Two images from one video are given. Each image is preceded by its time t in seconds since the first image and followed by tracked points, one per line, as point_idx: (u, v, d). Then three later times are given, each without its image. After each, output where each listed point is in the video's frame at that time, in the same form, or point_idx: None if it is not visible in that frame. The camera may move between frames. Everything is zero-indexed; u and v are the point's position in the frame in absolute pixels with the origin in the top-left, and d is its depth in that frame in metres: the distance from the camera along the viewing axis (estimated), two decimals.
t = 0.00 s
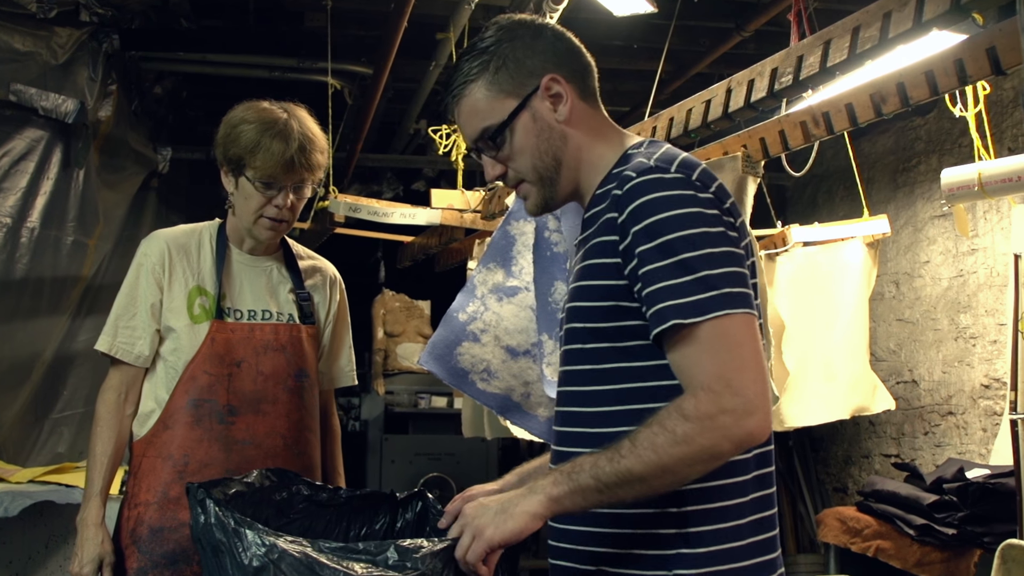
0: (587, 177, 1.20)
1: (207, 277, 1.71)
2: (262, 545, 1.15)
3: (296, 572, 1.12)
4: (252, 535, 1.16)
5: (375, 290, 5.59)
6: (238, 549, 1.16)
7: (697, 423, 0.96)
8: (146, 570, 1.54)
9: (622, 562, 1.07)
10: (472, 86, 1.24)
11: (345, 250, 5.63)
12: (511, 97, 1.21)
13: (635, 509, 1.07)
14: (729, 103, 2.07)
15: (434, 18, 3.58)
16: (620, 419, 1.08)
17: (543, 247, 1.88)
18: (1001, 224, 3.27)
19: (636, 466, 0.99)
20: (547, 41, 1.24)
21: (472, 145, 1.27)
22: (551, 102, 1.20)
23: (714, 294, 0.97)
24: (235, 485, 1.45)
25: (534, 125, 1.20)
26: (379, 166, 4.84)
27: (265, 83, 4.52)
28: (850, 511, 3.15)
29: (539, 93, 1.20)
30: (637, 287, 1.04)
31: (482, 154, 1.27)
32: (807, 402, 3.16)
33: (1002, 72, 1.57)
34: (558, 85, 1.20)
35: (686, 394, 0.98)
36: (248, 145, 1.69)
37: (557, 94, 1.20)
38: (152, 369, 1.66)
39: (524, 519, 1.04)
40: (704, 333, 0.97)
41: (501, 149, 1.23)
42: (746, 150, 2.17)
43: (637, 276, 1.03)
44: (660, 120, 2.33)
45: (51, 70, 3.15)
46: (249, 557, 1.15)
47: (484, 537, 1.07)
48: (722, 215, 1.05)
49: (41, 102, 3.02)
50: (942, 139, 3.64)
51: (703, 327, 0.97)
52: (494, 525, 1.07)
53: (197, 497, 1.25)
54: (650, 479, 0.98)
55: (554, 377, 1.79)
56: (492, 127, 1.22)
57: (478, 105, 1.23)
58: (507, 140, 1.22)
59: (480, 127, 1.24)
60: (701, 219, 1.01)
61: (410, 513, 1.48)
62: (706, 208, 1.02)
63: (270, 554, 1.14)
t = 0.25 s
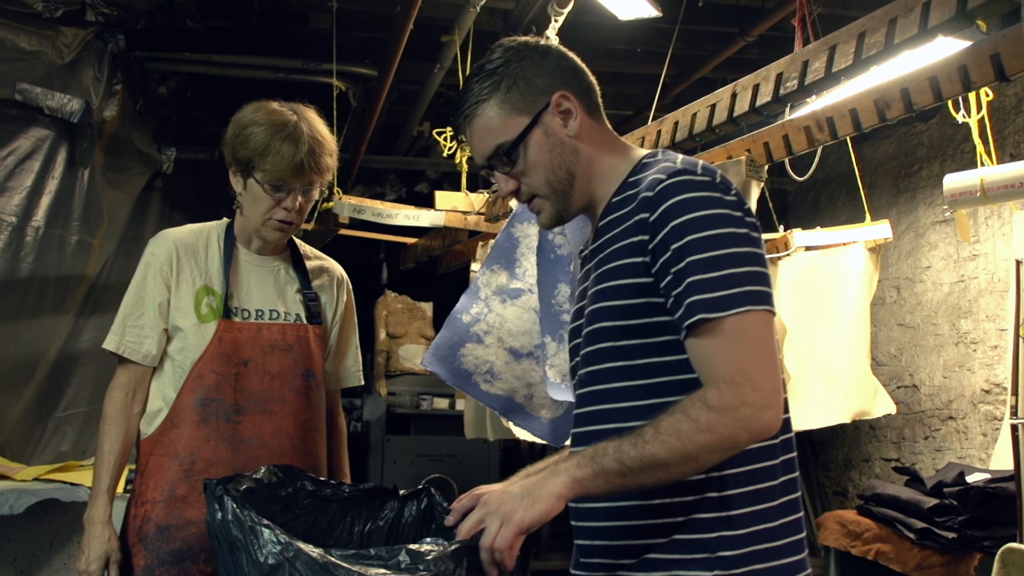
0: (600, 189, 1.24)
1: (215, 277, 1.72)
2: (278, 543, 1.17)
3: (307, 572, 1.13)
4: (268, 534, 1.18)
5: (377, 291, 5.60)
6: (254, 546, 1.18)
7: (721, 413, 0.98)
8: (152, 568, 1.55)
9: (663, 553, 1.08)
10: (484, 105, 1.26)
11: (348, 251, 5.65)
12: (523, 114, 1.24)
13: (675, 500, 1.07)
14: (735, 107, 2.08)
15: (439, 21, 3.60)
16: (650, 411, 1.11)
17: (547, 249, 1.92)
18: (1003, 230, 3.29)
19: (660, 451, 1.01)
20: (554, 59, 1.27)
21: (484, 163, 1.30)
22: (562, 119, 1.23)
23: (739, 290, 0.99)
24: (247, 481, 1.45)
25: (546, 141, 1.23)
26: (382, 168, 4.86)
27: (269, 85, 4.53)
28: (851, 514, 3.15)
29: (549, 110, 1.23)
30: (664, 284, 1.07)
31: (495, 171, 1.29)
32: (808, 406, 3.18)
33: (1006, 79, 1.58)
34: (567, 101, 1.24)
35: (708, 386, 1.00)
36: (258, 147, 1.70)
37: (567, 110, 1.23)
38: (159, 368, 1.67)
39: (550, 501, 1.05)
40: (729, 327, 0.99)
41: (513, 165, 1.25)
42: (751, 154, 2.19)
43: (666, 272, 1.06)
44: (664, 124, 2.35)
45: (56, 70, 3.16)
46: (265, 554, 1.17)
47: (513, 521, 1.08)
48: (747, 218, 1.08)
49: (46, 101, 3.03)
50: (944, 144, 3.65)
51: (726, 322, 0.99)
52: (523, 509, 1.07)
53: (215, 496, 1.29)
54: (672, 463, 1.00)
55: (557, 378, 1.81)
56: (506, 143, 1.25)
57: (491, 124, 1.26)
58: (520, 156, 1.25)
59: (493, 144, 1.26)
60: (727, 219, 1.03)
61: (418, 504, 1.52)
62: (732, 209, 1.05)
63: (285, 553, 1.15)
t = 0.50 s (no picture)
0: (623, 184, 1.28)
1: (222, 277, 1.74)
2: (285, 544, 1.18)
3: (315, 573, 1.14)
4: (274, 533, 1.19)
5: (380, 292, 5.62)
6: (262, 549, 1.19)
7: (735, 425, 1.02)
8: (159, 567, 1.57)
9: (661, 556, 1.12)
10: (520, 90, 1.31)
11: (351, 251, 5.67)
12: (557, 104, 1.28)
13: (679, 506, 1.12)
14: (738, 112, 2.10)
15: (444, 23, 3.61)
16: (659, 418, 1.15)
17: (550, 252, 1.94)
18: (1005, 235, 3.30)
19: (673, 461, 1.04)
20: (595, 54, 1.32)
21: (513, 146, 1.34)
22: (595, 112, 1.27)
23: (760, 305, 1.04)
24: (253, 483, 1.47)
25: (576, 132, 1.27)
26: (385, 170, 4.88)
27: (274, 86, 4.56)
28: (852, 517, 3.16)
29: (582, 102, 1.27)
30: (684, 292, 1.11)
31: (523, 155, 1.34)
32: (809, 409, 3.19)
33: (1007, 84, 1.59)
34: (602, 95, 1.28)
35: (725, 398, 1.04)
36: (266, 150, 1.72)
37: (600, 104, 1.27)
38: (167, 368, 1.69)
39: (563, 507, 1.09)
40: (749, 340, 1.03)
41: (541, 152, 1.30)
42: (755, 158, 2.21)
43: (686, 280, 1.10)
44: (669, 127, 2.37)
45: (63, 70, 3.17)
46: (273, 555, 1.18)
47: (527, 527, 1.11)
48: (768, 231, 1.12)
49: (52, 101, 3.05)
50: (946, 149, 3.66)
51: (747, 335, 1.03)
52: (536, 515, 1.11)
53: (219, 502, 1.31)
54: (686, 475, 1.04)
55: (561, 380, 1.82)
56: (537, 129, 1.29)
57: (524, 110, 1.30)
58: (548, 143, 1.29)
59: (523, 129, 1.31)
60: (750, 232, 1.08)
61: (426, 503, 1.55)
62: (755, 223, 1.09)
63: (292, 554, 1.16)
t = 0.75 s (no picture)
0: (630, 180, 1.28)
1: (228, 279, 1.75)
2: (291, 541, 1.19)
3: (320, 570, 1.15)
4: (279, 530, 1.21)
5: (382, 295, 5.63)
6: (268, 545, 1.20)
7: (738, 437, 1.03)
8: (163, 567, 1.58)
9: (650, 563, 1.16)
10: (551, 64, 1.33)
11: (353, 254, 5.68)
12: (580, 87, 1.29)
13: (672, 514, 1.16)
14: (741, 117, 2.11)
15: (446, 27, 3.63)
16: (659, 424, 1.17)
17: (553, 255, 1.99)
18: (1005, 239, 3.31)
19: (675, 474, 1.05)
20: (635, 46, 1.31)
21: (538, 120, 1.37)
22: (615, 104, 1.27)
23: (766, 315, 1.05)
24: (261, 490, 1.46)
25: (591, 119, 1.28)
26: (388, 173, 4.89)
27: (277, 90, 4.57)
28: (852, 521, 3.17)
29: (605, 92, 1.27)
30: (687, 300, 1.12)
31: (543, 130, 1.36)
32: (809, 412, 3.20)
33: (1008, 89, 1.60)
34: (628, 89, 1.27)
35: (729, 410, 1.05)
36: (271, 153, 1.73)
37: (623, 97, 1.27)
38: (172, 369, 1.70)
39: (563, 518, 1.10)
40: (755, 350, 1.04)
41: (557, 130, 1.32)
42: (756, 162, 2.22)
43: (690, 289, 1.11)
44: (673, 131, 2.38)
45: (68, 74, 3.19)
46: (278, 552, 1.19)
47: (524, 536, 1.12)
48: (773, 240, 1.13)
49: (57, 104, 3.07)
50: (947, 153, 3.67)
51: (753, 345, 1.04)
52: (534, 524, 1.12)
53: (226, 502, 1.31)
54: (689, 487, 1.05)
55: (563, 382, 1.83)
56: (555, 106, 1.31)
57: (551, 86, 1.32)
58: (564, 123, 1.31)
59: (546, 103, 1.33)
60: (757, 242, 1.09)
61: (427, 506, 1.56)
62: (761, 234, 1.10)
63: (297, 551, 1.17)
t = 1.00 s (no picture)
0: (623, 185, 1.30)
1: (229, 284, 1.76)
2: (292, 546, 1.20)
3: (320, 574, 1.17)
4: (281, 534, 1.22)
5: (382, 297, 5.65)
6: (269, 550, 1.21)
7: (734, 442, 1.04)
8: (164, 569, 1.60)
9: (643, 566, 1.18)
10: (556, 63, 1.35)
11: (353, 257, 5.69)
12: (581, 89, 1.31)
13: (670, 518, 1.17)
14: (739, 123, 2.12)
15: (447, 31, 3.64)
16: (656, 429, 1.18)
17: (552, 260, 1.99)
18: (1003, 244, 3.32)
19: (673, 481, 1.06)
20: (640, 52, 1.32)
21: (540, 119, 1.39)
22: (613, 109, 1.28)
23: (758, 317, 1.06)
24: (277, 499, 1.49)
25: (588, 121, 1.30)
26: (388, 176, 4.90)
27: (278, 93, 4.59)
28: (849, 525, 3.18)
29: (605, 96, 1.29)
30: (680, 304, 1.13)
31: (544, 128, 1.38)
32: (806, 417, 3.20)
33: (1006, 97, 1.61)
34: (627, 95, 1.28)
35: (724, 415, 1.06)
36: (271, 157, 1.74)
37: (621, 103, 1.28)
38: (174, 373, 1.71)
39: (561, 528, 1.11)
40: (747, 353, 1.05)
41: (555, 129, 1.34)
42: (755, 168, 2.23)
43: (682, 293, 1.12)
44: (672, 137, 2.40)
45: (71, 77, 3.20)
46: (280, 557, 1.20)
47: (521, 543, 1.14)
48: (765, 240, 1.14)
49: (60, 107, 3.09)
50: (946, 158, 3.69)
51: (746, 348, 1.05)
52: (533, 532, 1.13)
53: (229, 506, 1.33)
54: (687, 494, 1.06)
55: (562, 387, 1.83)
56: (554, 106, 1.33)
57: (554, 84, 1.34)
58: (563, 123, 1.33)
59: (546, 102, 1.35)
60: (748, 243, 1.10)
61: (430, 513, 1.58)
62: (752, 235, 1.11)
63: (299, 556, 1.19)
